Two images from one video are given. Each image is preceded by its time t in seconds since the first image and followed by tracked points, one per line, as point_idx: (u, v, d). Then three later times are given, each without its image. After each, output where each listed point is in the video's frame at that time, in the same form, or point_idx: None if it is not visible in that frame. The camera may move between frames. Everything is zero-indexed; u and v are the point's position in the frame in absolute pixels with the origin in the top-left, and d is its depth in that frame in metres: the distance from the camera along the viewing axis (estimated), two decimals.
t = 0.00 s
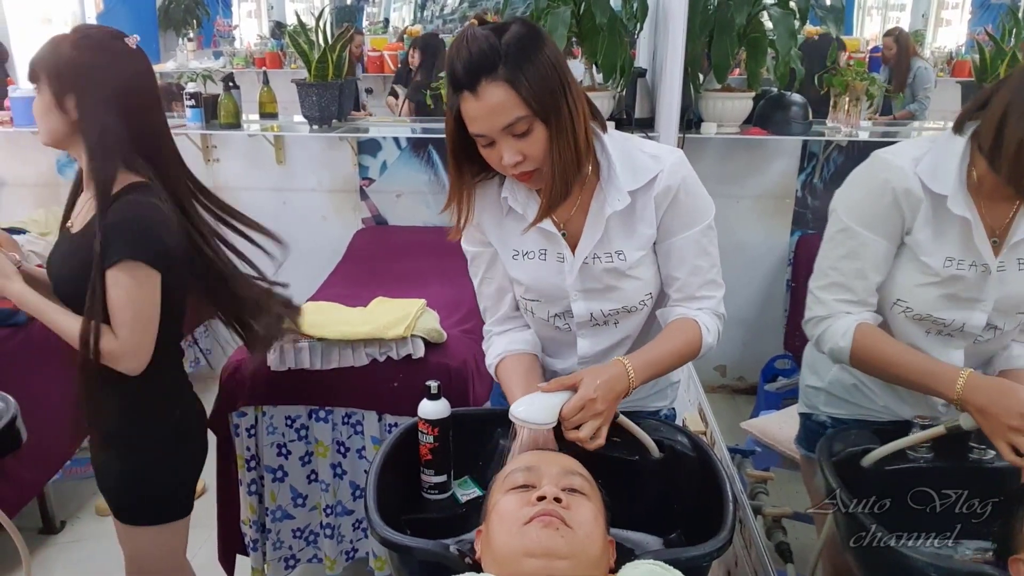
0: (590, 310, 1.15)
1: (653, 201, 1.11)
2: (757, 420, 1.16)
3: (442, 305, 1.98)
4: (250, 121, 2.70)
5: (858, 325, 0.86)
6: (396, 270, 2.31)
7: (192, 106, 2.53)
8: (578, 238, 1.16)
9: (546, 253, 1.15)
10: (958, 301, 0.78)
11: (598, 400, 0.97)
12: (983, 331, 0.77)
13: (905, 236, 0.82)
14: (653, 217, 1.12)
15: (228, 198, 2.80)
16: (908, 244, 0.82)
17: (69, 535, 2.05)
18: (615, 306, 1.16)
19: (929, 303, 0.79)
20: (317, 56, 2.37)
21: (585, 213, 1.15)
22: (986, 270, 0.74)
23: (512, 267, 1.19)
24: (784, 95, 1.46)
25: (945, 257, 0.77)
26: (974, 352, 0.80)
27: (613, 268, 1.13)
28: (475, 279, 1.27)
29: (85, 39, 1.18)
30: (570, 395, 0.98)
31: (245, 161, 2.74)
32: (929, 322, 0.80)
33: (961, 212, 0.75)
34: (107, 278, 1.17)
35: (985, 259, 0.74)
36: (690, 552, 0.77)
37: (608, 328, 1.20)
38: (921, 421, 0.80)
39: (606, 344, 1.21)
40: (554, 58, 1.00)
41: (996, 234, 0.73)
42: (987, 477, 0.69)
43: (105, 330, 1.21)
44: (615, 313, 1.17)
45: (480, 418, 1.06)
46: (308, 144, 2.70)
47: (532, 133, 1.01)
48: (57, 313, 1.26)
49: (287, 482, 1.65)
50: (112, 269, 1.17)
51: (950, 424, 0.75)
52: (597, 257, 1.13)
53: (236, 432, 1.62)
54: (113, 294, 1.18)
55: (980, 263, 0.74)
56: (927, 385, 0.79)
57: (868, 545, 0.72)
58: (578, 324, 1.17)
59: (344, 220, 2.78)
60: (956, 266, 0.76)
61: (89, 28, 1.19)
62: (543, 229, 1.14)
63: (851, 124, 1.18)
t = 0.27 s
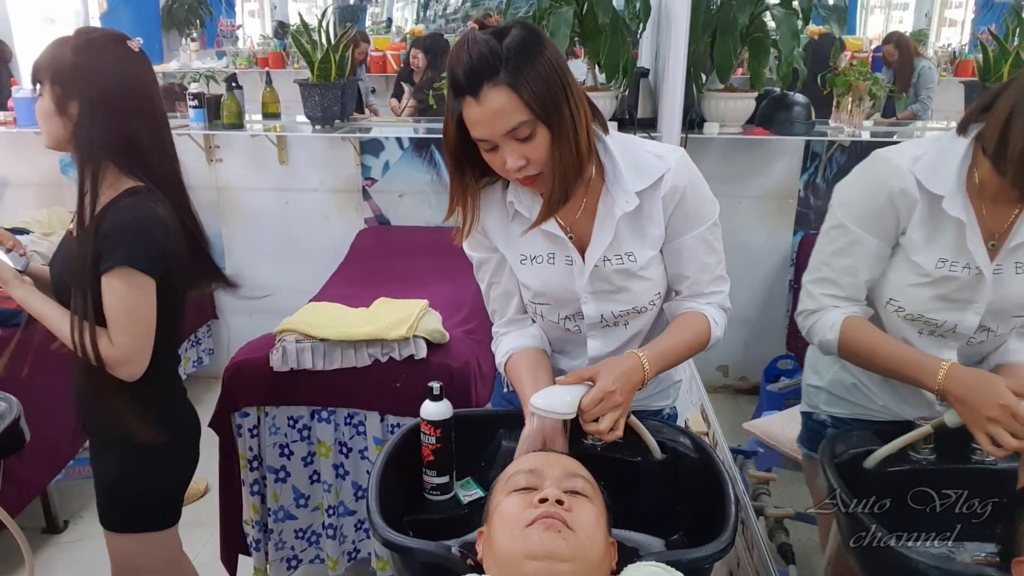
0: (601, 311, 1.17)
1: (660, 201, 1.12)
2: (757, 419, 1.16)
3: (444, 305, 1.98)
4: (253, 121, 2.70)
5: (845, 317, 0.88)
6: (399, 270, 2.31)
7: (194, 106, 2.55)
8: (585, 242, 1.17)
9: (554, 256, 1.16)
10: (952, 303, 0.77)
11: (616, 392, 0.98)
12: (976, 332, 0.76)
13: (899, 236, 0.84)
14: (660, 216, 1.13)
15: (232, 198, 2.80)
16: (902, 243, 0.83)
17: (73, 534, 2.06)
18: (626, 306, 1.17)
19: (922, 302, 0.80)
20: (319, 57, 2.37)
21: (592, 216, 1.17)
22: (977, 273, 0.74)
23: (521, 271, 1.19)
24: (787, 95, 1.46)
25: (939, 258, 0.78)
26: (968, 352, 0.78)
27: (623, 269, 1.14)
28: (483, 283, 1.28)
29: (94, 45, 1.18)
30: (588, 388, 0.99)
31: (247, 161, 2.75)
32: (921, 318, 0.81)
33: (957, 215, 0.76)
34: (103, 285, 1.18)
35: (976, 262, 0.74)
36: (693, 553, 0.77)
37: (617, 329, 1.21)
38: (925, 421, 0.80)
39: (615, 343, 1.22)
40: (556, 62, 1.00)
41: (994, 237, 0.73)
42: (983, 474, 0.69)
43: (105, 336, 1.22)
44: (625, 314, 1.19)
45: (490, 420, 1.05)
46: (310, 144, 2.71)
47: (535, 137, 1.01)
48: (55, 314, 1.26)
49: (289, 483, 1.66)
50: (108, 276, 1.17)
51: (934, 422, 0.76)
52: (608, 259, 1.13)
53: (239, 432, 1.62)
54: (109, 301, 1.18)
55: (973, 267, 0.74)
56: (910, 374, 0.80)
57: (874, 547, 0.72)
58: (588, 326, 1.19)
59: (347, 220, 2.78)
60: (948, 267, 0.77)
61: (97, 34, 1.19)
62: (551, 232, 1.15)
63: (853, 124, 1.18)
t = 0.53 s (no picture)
0: (608, 312, 1.16)
1: (666, 203, 1.11)
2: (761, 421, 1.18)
3: (447, 305, 1.98)
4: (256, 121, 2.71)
5: (845, 320, 0.88)
6: (402, 270, 2.31)
7: (197, 106, 2.56)
8: (593, 245, 1.16)
9: (562, 257, 1.16)
10: (947, 304, 0.77)
11: (623, 399, 0.98)
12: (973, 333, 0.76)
13: (896, 236, 0.83)
14: (667, 218, 1.12)
15: (235, 198, 2.80)
16: (898, 245, 0.82)
17: (76, 533, 2.07)
18: (632, 306, 1.17)
19: (917, 303, 0.80)
20: (322, 56, 2.37)
21: (598, 215, 1.16)
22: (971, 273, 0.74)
23: (529, 274, 1.19)
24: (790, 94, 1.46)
25: (932, 259, 0.77)
26: (966, 354, 0.79)
27: (632, 270, 1.13)
28: (487, 287, 1.27)
29: (80, 52, 1.16)
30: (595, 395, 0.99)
31: (250, 161, 2.75)
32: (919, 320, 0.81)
33: (951, 215, 0.75)
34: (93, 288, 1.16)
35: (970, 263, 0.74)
36: (695, 553, 0.77)
37: (624, 329, 1.20)
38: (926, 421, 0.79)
39: (621, 345, 1.22)
40: (567, 64, 1.00)
41: (991, 238, 0.72)
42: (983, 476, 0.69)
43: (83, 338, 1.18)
44: (632, 315, 1.18)
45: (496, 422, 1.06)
46: (314, 143, 2.71)
47: (545, 139, 1.01)
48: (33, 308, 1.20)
49: (292, 482, 1.66)
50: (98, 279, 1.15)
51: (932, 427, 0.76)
52: (616, 260, 1.12)
53: (242, 431, 1.62)
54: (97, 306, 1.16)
55: (967, 267, 0.74)
56: (906, 379, 0.80)
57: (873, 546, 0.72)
58: (596, 326, 1.18)
59: (350, 220, 2.78)
60: (942, 267, 0.76)
61: (86, 43, 1.17)
62: (561, 234, 1.14)
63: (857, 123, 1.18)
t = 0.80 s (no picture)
0: (601, 314, 1.16)
1: (669, 210, 1.11)
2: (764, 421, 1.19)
3: (449, 304, 1.98)
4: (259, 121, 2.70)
5: (844, 324, 0.88)
6: (404, 269, 2.31)
7: (201, 105, 2.55)
8: (591, 244, 1.16)
9: (558, 257, 1.15)
10: (959, 306, 0.77)
11: (630, 398, 0.98)
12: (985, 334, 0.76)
13: (898, 242, 0.82)
14: (668, 224, 1.12)
15: (238, 197, 2.80)
16: (902, 250, 0.82)
17: (79, 532, 2.07)
18: (626, 310, 1.16)
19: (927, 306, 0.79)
20: (325, 56, 2.38)
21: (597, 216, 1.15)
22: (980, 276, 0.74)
23: (525, 270, 1.19)
24: (793, 94, 1.46)
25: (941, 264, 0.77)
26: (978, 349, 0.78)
27: (626, 274, 1.13)
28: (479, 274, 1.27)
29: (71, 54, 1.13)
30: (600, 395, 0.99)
31: (253, 160, 2.75)
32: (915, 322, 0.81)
33: (954, 221, 0.75)
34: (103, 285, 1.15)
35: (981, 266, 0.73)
36: (697, 553, 0.77)
37: (616, 330, 1.20)
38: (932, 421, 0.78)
39: (611, 346, 1.21)
40: (585, 63, 1.00)
41: (995, 238, 0.73)
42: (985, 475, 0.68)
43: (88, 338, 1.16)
44: (624, 317, 1.18)
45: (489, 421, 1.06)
46: (317, 143, 2.71)
47: (560, 138, 1.01)
48: (28, 304, 1.18)
49: (295, 481, 1.66)
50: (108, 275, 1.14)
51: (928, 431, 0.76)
52: (612, 263, 1.12)
53: (245, 431, 1.63)
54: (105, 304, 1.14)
55: (976, 271, 0.74)
56: (907, 379, 0.80)
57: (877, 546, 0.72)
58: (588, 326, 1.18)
59: (352, 220, 2.79)
60: (950, 272, 0.76)
61: (74, 44, 1.14)
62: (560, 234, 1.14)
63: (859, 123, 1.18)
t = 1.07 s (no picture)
0: (583, 307, 1.14)
1: (660, 213, 1.11)
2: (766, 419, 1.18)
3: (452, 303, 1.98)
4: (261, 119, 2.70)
5: (863, 321, 0.87)
6: (408, 268, 2.31)
7: (204, 104, 2.54)
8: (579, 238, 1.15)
9: (545, 246, 1.13)
10: (989, 299, 0.76)
11: (633, 398, 1.00)
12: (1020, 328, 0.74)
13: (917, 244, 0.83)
14: (656, 225, 1.12)
15: (241, 196, 2.80)
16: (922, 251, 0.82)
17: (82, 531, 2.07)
18: (606, 304, 1.15)
19: (956, 302, 0.78)
20: (328, 55, 2.37)
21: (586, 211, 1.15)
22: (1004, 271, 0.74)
23: (507, 254, 1.15)
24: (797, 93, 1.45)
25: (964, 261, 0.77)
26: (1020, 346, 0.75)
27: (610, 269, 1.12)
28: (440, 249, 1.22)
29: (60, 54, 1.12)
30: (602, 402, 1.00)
31: (255, 159, 2.74)
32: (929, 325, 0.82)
33: (969, 219, 0.77)
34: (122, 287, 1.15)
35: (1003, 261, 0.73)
36: (703, 553, 0.77)
37: (595, 325, 1.19)
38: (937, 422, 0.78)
39: (588, 342, 1.19)
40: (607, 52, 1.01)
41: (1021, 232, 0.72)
42: (985, 477, 0.69)
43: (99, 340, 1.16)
44: (604, 312, 1.16)
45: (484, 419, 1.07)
46: (320, 142, 2.71)
47: (576, 123, 1.00)
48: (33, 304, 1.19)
49: (298, 480, 1.66)
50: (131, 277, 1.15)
51: (917, 440, 0.76)
52: (597, 257, 1.11)
53: (248, 429, 1.62)
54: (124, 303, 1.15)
55: (1000, 267, 0.74)
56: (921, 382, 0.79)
57: (885, 547, 0.71)
58: (569, 318, 1.16)
59: (355, 219, 2.78)
60: (974, 268, 0.76)
61: (62, 44, 1.12)
62: (549, 220, 1.12)
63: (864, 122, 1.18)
